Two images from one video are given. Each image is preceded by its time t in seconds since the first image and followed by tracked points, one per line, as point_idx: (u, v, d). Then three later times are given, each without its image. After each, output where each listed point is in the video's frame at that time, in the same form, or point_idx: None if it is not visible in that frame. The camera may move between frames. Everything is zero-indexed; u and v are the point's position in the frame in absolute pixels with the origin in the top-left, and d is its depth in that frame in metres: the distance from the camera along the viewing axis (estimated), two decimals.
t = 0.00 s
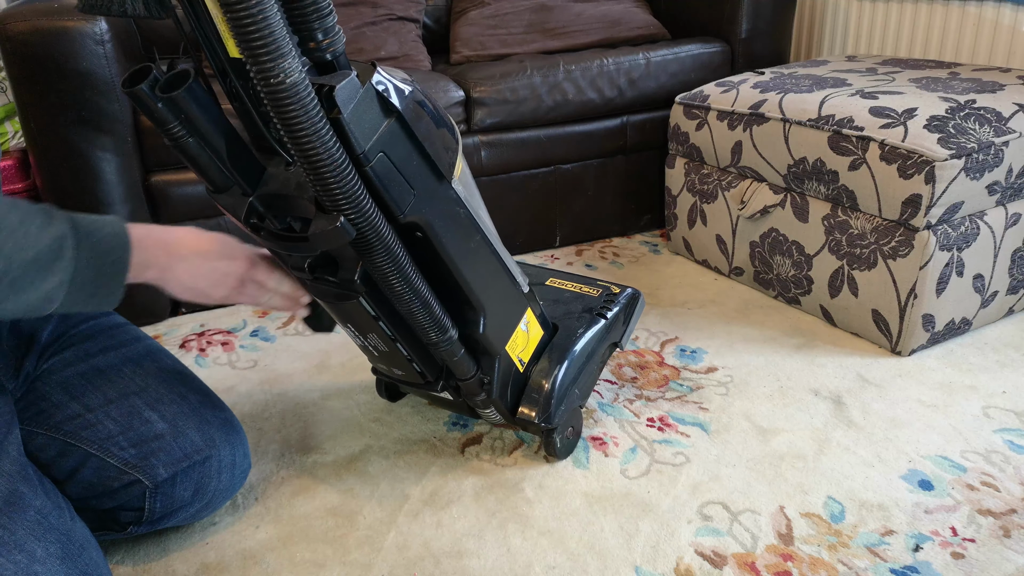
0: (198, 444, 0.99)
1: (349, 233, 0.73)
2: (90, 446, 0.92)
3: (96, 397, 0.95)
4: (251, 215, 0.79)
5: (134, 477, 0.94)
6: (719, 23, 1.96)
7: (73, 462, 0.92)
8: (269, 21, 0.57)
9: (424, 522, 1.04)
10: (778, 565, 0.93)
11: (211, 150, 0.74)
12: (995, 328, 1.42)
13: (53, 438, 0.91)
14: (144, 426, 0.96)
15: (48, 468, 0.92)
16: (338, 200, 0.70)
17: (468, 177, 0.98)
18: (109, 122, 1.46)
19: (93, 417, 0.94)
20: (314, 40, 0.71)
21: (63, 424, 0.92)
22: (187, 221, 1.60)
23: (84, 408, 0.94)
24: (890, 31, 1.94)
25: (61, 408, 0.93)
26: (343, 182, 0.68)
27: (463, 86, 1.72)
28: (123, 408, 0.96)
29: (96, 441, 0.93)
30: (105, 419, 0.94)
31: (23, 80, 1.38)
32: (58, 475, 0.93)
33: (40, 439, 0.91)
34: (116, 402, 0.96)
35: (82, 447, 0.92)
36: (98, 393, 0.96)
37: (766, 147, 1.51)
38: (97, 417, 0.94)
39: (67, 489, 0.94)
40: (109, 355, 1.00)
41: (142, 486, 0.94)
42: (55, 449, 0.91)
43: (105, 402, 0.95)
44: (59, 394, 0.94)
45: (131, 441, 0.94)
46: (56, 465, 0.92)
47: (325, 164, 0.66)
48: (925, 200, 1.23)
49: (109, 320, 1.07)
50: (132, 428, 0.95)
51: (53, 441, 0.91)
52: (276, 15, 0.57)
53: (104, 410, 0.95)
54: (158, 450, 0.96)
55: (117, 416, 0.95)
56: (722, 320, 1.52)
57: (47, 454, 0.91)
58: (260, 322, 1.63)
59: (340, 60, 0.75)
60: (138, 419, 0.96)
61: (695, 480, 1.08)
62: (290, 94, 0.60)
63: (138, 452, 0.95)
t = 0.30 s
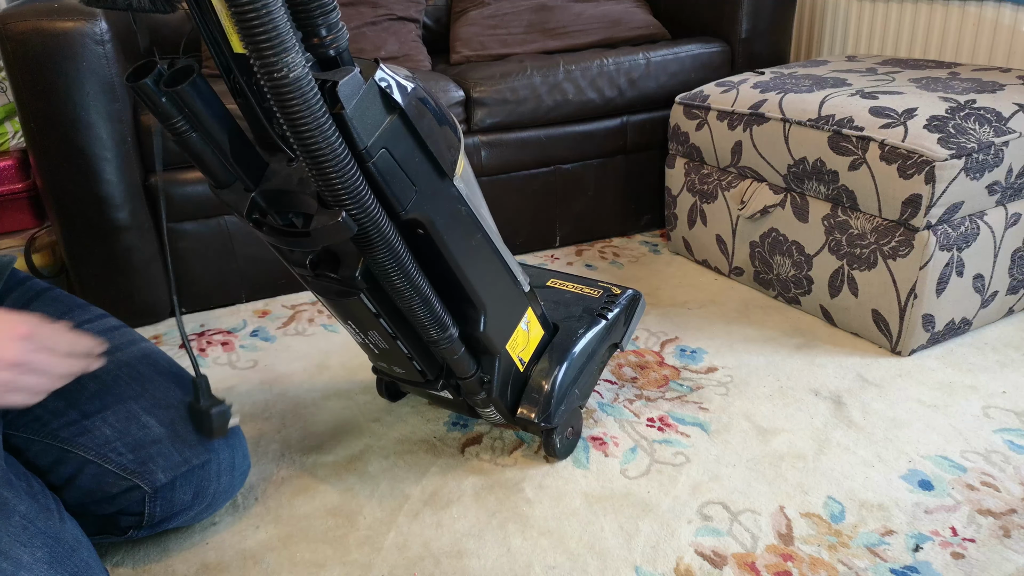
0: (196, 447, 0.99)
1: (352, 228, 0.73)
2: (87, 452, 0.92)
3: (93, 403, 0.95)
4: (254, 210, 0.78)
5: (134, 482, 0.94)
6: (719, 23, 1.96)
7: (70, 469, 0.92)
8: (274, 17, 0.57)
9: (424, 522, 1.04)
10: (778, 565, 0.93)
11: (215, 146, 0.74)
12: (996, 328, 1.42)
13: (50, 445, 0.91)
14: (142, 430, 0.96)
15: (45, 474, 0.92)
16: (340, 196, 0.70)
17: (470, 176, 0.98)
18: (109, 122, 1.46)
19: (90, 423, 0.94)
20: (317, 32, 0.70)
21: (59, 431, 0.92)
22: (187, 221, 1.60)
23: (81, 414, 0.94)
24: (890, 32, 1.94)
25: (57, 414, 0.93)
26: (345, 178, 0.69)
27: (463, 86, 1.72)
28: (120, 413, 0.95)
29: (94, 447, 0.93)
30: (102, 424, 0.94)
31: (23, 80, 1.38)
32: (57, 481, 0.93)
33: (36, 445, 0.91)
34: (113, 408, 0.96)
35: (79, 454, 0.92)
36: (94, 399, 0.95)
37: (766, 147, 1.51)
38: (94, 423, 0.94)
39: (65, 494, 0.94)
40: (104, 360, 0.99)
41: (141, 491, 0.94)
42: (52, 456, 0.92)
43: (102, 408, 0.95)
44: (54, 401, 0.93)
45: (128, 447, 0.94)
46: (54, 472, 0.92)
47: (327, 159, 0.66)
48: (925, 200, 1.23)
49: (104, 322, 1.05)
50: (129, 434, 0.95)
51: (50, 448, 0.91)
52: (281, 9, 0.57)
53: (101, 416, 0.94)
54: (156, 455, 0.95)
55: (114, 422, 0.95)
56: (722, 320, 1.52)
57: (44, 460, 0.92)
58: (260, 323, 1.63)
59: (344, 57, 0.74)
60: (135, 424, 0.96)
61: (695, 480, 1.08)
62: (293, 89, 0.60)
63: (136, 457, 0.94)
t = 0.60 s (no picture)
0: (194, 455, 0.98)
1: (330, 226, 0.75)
2: (85, 463, 0.92)
3: (89, 413, 0.94)
4: (241, 207, 0.78)
5: (133, 492, 0.93)
6: (719, 23, 1.96)
7: (67, 479, 0.92)
8: (249, 15, 0.59)
9: (424, 521, 1.04)
10: (778, 565, 0.93)
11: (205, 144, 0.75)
12: (996, 328, 1.42)
13: (45, 456, 0.91)
14: (139, 439, 0.95)
15: (40, 484, 0.92)
16: (320, 194, 0.72)
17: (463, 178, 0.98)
18: (110, 122, 1.46)
19: (86, 433, 0.93)
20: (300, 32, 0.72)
21: (55, 442, 0.91)
22: (187, 221, 1.60)
23: (76, 424, 0.93)
24: (890, 31, 1.94)
25: (52, 424, 0.92)
26: (323, 176, 0.70)
27: (463, 86, 1.72)
28: (116, 423, 0.95)
29: (91, 458, 0.92)
30: (99, 434, 0.94)
31: (23, 80, 1.38)
32: (53, 492, 0.93)
33: (32, 456, 0.91)
34: (109, 417, 0.95)
35: (75, 465, 0.92)
36: (89, 408, 0.95)
37: (766, 147, 1.51)
38: (90, 433, 0.93)
39: (61, 506, 0.94)
40: (98, 368, 0.99)
41: (141, 501, 0.94)
42: (48, 467, 0.91)
43: (98, 417, 0.94)
44: (49, 411, 0.92)
45: (125, 456, 0.94)
46: (50, 482, 0.92)
47: (305, 157, 0.68)
48: (925, 200, 1.23)
49: (96, 327, 1.05)
50: (126, 443, 0.94)
51: (45, 459, 0.91)
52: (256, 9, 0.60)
53: (98, 426, 0.94)
54: (154, 464, 0.95)
55: (111, 432, 0.94)
56: (722, 320, 1.52)
57: (40, 471, 0.91)
58: (260, 323, 1.63)
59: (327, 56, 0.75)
60: (132, 433, 0.95)
61: (695, 480, 1.08)
62: (270, 88, 0.62)
63: (134, 467, 0.94)
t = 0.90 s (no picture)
0: (190, 457, 0.98)
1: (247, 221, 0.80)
2: (79, 469, 0.91)
3: (81, 417, 0.94)
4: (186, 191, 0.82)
5: (128, 497, 0.93)
6: (719, 23, 1.96)
7: (62, 485, 0.91)
8: (139, 18, 0.66)
9: (424, 521, 1.04)
10: (778, 565, 0.93)
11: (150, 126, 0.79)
12: (995, 328, 1.42)
13: (39, 462, 0.90)
14: (134, 444, 0.95)
15: (36, 489, 0.92)
16: (224, 189, 0.77)
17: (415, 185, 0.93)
18: (109, 123, 1.46)
19: (80, 439, 0.92)
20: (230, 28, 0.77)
21: (49, 448, 0.91)
22: (186, 220, 1.60)
23: (70, 430, 0.92)
24: (890, 31, 1.94)
25: (46, 430, 0.91)
26: (223, 169, 0.75)
27: (463, 86, 1.72)
28: (110, 428, 0.94)
29: (85, 463, 0.92)
30: (93, 440, 0.93)
31: (22, 80, 1.38)
32: (49, 497, 0.93)
33: (26, 462, 0.90)
34: (103, 422, 0.94)
35: (70, 471, 0.91)
36: (83, 412, 0.94)
37: (766, 147, 1.51)
38: (84, 439, 0.92)
39: (57, 511, 0.94)
40: (91, 371, 0.98)
41: (137, 506, 0.94)
42: (43, 473, 0.91)
43: (92, 422, 0.94)
44: (42, 417, 0.92)
45: (120, 461, 0.93)
46: (46, 488, 0.92)
47: (201, 149, 0.73)
48: (925, 200, 1.23)
49: (88, 330, 1.05)
50: (121, 448, 0.94)
51: (39, 465, 0.90)
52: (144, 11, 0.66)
53: (91, 431, 0.93)
54: (150, 468, 0.94)
55: (104, 437, 0.94)
56: (722, 321, 1.52)
57: (35, 477, 0.91)
58: (260, 322, 1.63)
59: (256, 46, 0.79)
60: (127, 437, 0.95)
61: (695, 480, 1.08)
62: (165, 86, 0.69)
63: (129, 472, 0.93)
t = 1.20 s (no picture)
0: (190, 458, 0.98)
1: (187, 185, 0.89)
2: (79, 470, 0.91)
3: (81, 418, 0.93)
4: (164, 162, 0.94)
5: (128, 498, 0.93)
6: (719, 23, 1.96)
7: (62, 486, 0.91)
8: None
9: (424, 522, 1.04)
10: (779, 565, 0.93)
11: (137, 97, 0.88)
12: (995, 328, 1.42)
13: (38, 463, 0.90)
14: (134, 445, 0.95)
15: (36, 491, 0.91)
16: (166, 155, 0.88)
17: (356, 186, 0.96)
18: (110, 122, 1.46)
19: (79, 440, 0.92)
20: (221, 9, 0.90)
21: (49, 449, 0.90)
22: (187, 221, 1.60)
23: (70, 430, 0.92)
24: (890, 31, 1.94)
25: (46, 431, 0.91)
26: (161, 136, 0.86)
27: (463, 87, 1.72)
28: (110, 428, 0.94)
29: (85, 464, 0.91)
30: (92, 441, 0.93)
31: (23, 81, 1.39)
32: (49, 498, 0.92)
33: (26, 464, 0.90)
34: (102, 423, 0.94)
35: (69, 472, 0.91)
36: (82, 413, 0.94)
37: (766, 147, 1.51)
38: (84, 440, 0.92)
39: (57, 512, 0.94)
40: (90, 372, 0.98)
41: (137, 507, 0.94)
42: (43, 474, 0.90)
43: (91, 423, 0.94)
44: (42, 418, 0.91)
45: (120, 462, 0.93)
46: (46, 489, 0.91)
47: (143, 115, 0.85)
48: (925, 200, 1.23)
49: (87, 331, 1.04)
50: (120, 448, 0.94)
51: (39, 466, 0.90)
52: None
53: (91, 432, 0.93)
54: (150, 469, 0.94)
55: (104, 438, 0.93)
56: (722, 321, 1.52)
57: (35, 478, 0.90)
58: (260, 322, 1.63)
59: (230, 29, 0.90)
60: (126, 438, 0.95)
61: (695, 480, 1.08)
62: (121, 57, 0.82)
63: (128, 472, 0.93)
